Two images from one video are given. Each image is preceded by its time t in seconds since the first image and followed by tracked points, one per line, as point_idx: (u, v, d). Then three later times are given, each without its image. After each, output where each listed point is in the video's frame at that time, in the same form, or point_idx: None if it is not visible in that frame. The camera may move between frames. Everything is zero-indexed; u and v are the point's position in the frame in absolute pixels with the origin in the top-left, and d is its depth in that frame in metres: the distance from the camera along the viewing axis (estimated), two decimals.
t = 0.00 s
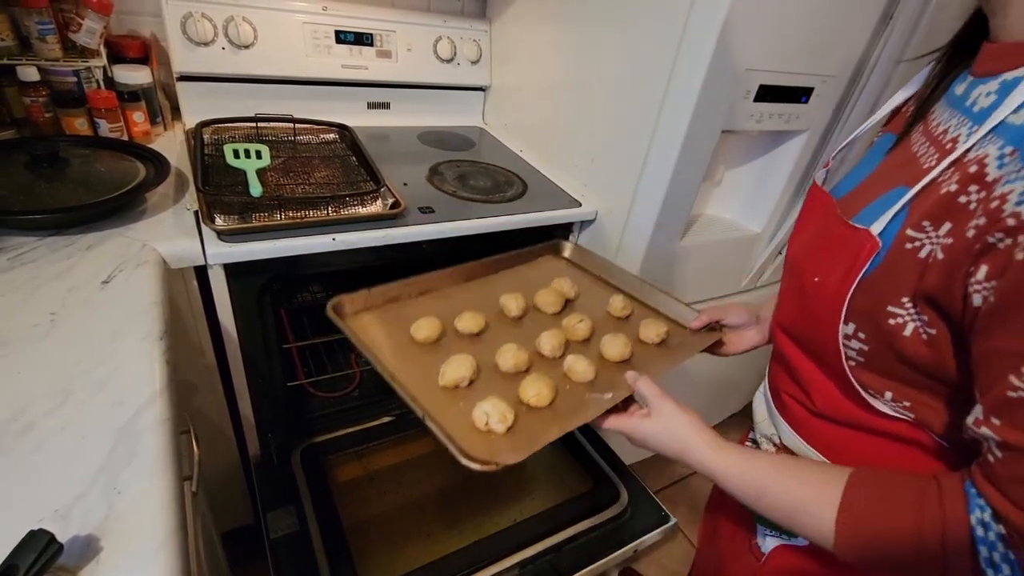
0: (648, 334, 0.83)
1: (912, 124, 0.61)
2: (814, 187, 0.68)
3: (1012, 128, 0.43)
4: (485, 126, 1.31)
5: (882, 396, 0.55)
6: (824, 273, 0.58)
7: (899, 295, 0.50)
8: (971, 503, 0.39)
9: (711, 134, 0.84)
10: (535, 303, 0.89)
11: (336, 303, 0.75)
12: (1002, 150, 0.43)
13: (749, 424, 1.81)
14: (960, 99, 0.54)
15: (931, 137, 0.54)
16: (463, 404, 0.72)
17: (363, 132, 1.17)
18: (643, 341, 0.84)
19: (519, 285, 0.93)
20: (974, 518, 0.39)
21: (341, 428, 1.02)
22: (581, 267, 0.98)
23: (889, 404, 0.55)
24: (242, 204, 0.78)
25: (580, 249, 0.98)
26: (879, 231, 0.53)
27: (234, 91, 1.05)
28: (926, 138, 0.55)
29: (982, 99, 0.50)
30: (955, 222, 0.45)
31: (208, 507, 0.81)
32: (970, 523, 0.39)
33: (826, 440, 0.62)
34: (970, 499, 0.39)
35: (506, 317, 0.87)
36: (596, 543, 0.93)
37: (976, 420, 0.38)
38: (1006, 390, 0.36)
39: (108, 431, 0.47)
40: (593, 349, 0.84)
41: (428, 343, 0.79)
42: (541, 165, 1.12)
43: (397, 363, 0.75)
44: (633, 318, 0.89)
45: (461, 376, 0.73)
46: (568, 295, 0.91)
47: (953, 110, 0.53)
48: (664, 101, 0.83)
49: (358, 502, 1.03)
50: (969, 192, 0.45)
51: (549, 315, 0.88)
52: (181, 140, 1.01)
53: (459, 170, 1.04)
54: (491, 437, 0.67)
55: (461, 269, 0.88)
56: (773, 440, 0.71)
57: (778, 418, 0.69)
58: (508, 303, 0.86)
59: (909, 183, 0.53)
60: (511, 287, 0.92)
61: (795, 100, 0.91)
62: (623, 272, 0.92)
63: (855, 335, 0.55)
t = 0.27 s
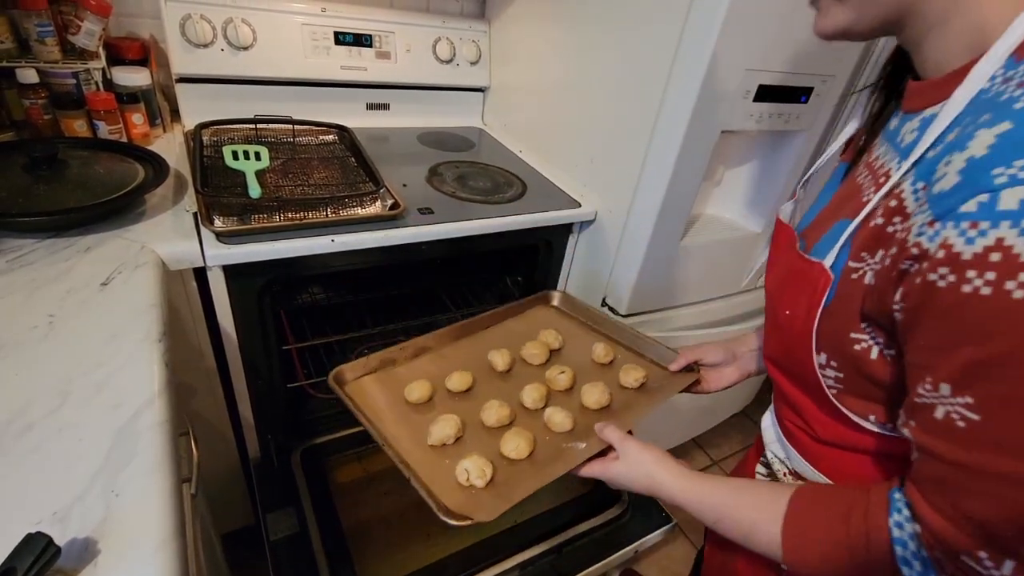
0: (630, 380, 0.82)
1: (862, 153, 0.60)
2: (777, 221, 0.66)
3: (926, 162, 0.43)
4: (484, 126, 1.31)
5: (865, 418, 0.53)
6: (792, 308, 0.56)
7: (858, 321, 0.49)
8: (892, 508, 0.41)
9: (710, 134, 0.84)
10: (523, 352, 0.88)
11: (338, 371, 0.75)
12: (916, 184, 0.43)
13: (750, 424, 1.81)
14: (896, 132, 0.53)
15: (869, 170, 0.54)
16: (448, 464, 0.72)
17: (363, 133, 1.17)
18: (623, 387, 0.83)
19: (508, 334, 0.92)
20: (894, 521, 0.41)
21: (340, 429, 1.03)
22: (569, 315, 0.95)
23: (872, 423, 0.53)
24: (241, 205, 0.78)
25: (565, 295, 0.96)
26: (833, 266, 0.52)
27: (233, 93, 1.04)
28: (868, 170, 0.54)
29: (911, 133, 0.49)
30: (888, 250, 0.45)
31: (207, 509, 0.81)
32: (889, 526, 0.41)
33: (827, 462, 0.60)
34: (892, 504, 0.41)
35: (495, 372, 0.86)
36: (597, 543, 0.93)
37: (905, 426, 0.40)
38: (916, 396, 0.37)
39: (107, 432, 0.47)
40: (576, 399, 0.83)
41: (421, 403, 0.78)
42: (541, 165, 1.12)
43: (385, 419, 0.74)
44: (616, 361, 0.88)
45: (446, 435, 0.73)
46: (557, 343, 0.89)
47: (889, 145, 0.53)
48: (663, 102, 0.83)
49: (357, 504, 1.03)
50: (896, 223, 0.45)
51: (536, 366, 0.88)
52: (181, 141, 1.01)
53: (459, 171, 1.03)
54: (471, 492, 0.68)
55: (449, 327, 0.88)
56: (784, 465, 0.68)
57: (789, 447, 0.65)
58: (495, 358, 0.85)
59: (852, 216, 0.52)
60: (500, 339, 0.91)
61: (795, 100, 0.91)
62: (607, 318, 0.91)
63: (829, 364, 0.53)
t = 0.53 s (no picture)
0: (628, 387, 0.82)
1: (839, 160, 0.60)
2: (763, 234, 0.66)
3: (888, 171, 0.43)
4: (484, 126, 1.31)
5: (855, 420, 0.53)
6: (778, 314, 0.56)
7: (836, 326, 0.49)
8: (860, 503, 0.42)
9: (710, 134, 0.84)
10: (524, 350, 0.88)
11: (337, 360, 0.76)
12: (876, 195, 0.43)
13: (751, 423, 1.80)
14: (868, 142, 0.52)
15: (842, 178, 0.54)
16: (444, 467, 0.71)
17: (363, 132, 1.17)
18: (622, 393, 0.83)
19: (508, 328, 0.92)
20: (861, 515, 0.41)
21: (340, 429, 1.04)
22: (571, 309, 0.96)
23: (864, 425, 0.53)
24: (242, 205, 0.78)
25: (570, 287, 0.96)
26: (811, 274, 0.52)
27: (233, 93, 1.04)
28: (843, 178, 0.54)
29: (877, 143, 0.50)
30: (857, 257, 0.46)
31: (208, 509, 0.81)
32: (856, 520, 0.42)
33: (823, 463, 0.60)
34: (860, 501, 0.42)
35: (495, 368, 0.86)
36: (598, 544, 0.93)
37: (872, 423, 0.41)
38: (881, 396, 0.39)
39: (107, 433, 0.47)
40: (574, 403, 0.83)
41: (421, 397, 0.78)
42: (541, 165, 1.12)
43: (384, 417, 0.75)
44: (616, 365, 0.88)
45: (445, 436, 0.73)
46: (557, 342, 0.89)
47: (861, 154, 0.53)
48: (663, 101, 0.83)
49: (357, 504, 1.03)
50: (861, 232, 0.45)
51: (536, 363, 0.88)
52: (181, 141, 1.01)
53: (459, 171, 1.03)
54: (469, 499, 0.68)
55: (451, 321, 0.87)
56: (784, 467, 0.67)
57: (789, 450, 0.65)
58: (497, 355, 0.85)
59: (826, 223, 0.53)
60: (500, 333, 0.91)
61: (795, 98, 0.91)
62: (610, 318, 0.91)
63: (815, 370, 0.54)
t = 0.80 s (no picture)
0: (624, 376, 0.82)
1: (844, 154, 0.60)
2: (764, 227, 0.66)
3: (888, 170, 0.42)
4: (484, 126, 1.31)
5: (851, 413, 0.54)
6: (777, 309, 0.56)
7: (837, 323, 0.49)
8: (867, 504, 0.42)
9: (711, 133, 0.84)
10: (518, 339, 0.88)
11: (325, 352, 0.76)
12: (877, 193, 0.43)
13: (751, 422, 1.80)
14: (872, 138, 0.52)
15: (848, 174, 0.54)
16: (438, 460, 0.71)
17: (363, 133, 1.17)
18: (618, 383, 0.83)
19: (503, 318, 0.91)
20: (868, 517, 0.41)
21: (340, 429, 1.04)
22: (567, 296, 0.95)
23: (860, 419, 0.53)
24: (242, 206, 0.78)
25: (564, 275, 0.96)
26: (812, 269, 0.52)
27: (233, 94, 1.05)
28: (847, 174, 0.54)
29: (881, 139, 0.49)
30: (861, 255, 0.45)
31: (208, 509, 0.81)
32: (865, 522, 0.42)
33: (823, 456, 0.60)
34: (867, 501, 0.42)
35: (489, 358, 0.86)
36: (598, 543, 0.93)
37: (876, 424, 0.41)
38: (885, 397, 0.38)
39: (108, 434, 0.47)
40: (570, 393, 0.83)
41: (412, 390, 0.78)
42: (541, 165, 1.12)
43: (374, 411, 0.74)
44: (612, 353, 0.88)
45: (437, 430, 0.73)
46: (552, 332, 0.89)
47: (865, 150, 0.52)
48: (663, 100, 0.83)
49: (357, 504, 1.03)
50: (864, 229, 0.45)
51: (530, 353, 0.88)
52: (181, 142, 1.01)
53: (459, 171, 1.03)
54: (461, 495, 0.67)
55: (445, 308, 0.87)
56: (781, 459, 0.68)
57: (786, 444, 0.65)
58: (491, 345, 0.85)
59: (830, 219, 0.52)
60: (494, 321, 0.91)
61: (795, 98, 0.91)
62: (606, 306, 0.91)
63: (813, 364, 0.54)
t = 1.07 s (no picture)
0: (617, 389, 0.82)
1: (850, 150, 0.60)
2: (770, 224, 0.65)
3: (895, 172, 0.42)
4: (484, 125, 1.31)
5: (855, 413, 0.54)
6: (780, 309, 0.56)
7: (842, 324, 0.49)
8: (870, 512, 0.42)
9: (711, 131, 0.84)
10: (510, 355, 0.88)
11: (314, 365, 0.76)
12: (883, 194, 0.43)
13: (752, 421, 1.80)
14: (879, 137, 0.52)
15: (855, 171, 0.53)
16: (428, 479, 0.71)
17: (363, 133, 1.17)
18: (611, 397, 0.83)
19: (494, 334, 0.91)
20: (873, 526, 0.41)
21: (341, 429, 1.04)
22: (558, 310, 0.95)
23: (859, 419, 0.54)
24: (242, 206, 0.78)
25: (555, 291, 0.95)
26: (817, 271, 0.52)
27: (233, 94, 1.05)
28: (854, 172, 0.54)
29: (887, 139, 0.49)
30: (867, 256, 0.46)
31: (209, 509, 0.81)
32: (869, 531, 0.42)
33: (824, 454, 0.60)
34: (870, 509, 0.42)
35: (482, 374, 0.86)
36: (599, 543, 0.92)
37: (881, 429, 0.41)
38: (891, 402, 0.38)
39: (107, 434, 0.47)
40: (562, 408, 0.83)
41: (402, 406, 0.78)
42: (541, 165, 1.12)
43: (365, 429, 0.74)
44: (605, 368, 0.88)
45: (428, 446, 0.73)
46: (542, 347, 0.89)
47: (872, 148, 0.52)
48: (663, 100, 0.83)
49: (358, 504, 1.03)
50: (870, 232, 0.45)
51: (521, 367, 0.88)
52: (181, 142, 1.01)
53: (460, 170, 1.03)
54: (453, 513, 0.68)
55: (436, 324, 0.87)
56: (783, 455, 0.67)
57: (787, 439, 0.65)
58: (482, 361, 0.85)
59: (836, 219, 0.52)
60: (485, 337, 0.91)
61: (796, 97, 0.91)
62: (594, 319, 0.91)
63: (815, 365, 0.54)
